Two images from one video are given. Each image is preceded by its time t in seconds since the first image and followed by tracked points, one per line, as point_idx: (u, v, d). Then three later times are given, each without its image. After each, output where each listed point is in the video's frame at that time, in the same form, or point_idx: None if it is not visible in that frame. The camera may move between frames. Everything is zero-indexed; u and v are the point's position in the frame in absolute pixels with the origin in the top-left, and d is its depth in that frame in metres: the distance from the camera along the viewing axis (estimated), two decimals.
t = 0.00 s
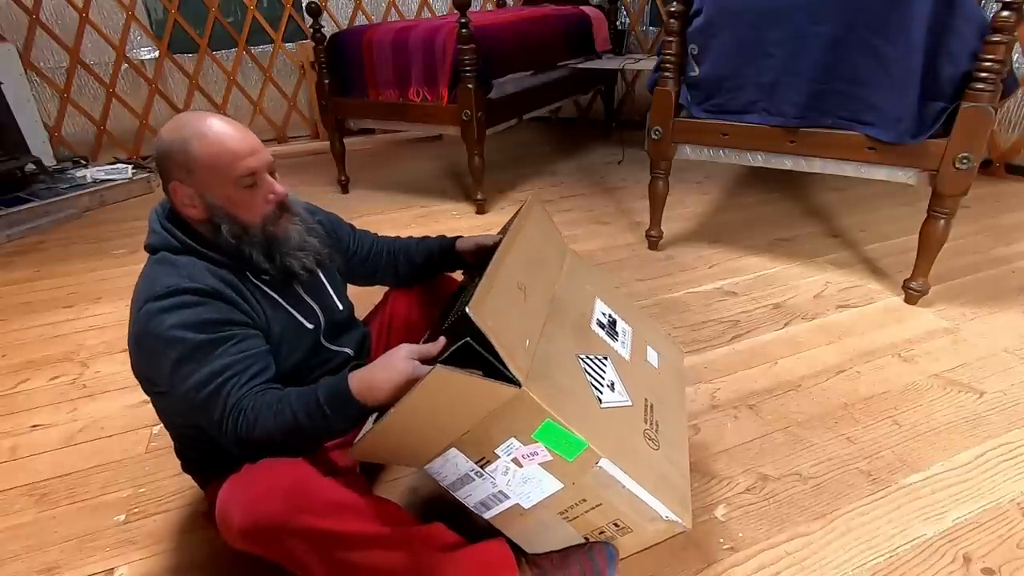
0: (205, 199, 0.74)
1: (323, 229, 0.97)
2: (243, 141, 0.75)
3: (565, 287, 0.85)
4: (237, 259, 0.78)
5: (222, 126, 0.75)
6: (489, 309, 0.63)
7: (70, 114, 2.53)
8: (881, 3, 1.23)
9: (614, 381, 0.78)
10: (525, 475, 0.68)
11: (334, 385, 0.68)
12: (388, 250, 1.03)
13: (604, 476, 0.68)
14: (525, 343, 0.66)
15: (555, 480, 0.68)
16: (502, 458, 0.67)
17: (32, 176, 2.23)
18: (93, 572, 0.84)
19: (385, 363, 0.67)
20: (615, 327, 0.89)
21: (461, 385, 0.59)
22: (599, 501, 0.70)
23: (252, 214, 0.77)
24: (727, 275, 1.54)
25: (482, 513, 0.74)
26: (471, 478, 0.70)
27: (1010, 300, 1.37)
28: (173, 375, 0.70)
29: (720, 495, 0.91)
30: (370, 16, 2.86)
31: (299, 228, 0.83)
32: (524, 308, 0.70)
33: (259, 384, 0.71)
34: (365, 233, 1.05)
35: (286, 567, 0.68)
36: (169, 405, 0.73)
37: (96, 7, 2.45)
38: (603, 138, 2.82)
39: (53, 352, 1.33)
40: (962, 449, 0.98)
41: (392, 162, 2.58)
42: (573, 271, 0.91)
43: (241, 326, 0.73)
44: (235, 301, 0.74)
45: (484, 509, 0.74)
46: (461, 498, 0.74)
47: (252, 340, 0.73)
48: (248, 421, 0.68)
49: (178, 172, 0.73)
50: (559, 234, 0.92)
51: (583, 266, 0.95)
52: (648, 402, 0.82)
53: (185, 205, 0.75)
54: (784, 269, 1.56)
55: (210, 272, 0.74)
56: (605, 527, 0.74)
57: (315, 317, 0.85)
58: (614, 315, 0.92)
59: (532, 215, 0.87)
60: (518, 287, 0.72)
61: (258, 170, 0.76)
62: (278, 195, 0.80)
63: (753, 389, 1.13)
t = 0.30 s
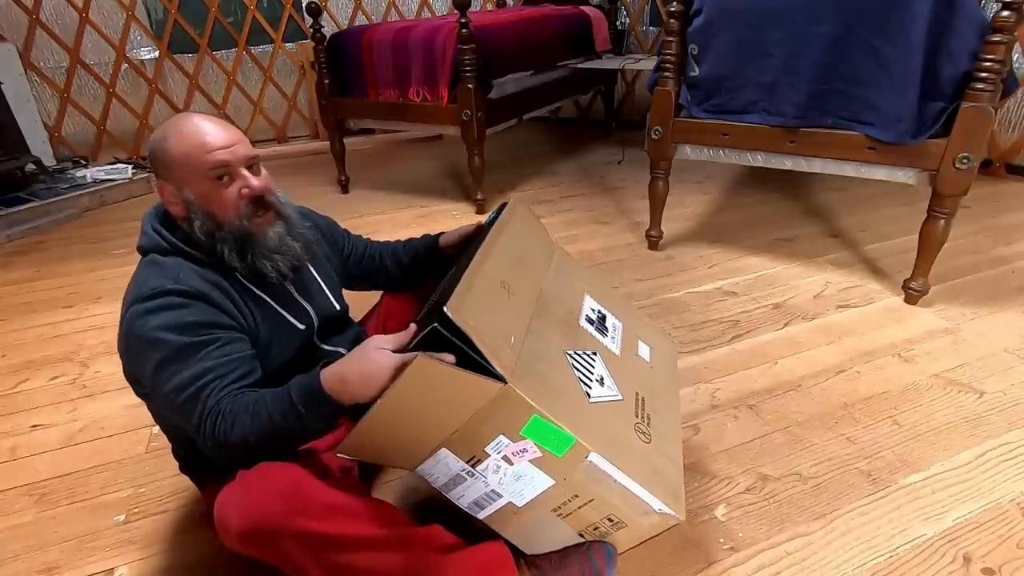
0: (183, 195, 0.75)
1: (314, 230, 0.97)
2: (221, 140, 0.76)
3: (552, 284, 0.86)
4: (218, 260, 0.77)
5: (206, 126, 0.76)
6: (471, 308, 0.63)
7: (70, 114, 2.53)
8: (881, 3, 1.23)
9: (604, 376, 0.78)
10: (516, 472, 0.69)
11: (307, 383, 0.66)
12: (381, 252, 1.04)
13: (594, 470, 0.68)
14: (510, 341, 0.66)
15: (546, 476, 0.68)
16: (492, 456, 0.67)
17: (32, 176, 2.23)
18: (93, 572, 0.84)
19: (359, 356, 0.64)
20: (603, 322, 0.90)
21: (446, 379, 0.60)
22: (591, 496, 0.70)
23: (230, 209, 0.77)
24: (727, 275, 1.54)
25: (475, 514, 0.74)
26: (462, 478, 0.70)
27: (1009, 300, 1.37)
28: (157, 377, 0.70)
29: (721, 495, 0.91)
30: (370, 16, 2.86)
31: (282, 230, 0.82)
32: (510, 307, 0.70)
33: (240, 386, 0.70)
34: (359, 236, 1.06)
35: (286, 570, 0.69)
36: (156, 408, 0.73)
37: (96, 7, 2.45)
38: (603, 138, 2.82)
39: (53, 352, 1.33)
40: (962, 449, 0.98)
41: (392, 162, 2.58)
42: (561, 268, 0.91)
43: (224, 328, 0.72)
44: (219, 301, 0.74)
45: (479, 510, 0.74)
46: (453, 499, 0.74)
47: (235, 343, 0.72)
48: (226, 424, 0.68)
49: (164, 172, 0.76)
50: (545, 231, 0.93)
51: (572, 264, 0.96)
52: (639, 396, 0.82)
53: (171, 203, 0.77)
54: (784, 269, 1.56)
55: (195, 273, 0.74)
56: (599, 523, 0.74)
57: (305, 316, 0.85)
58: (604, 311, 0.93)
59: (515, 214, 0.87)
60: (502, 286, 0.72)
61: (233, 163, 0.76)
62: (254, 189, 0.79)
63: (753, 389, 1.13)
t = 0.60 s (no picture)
0: (175, 188, 0.76)
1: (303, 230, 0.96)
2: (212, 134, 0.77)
3: (553, 289, 0.86)
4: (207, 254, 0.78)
5: (200, 124, 0.78)
6: (475, 310, 0.63)
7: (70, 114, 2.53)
8: (882, 3, 1.23)
9: (604, 382, 0.78)
10: (514, 478, 0.68)
11: (307, 386, 0.66)
12: (377, 255, 1.04)
13: (593, 479, 0.68)
14: (512, 345, 0.66)
15: (544, 482, 0.68)
16: (490, 461, 0.67)
17: (32, 177, 2.23)
18: (93, 572, 0.84)
19: (360, 359, 0.64)
20: (604, 329, 0.90)
21: (447, 380, 0.60)
22: (588, 505, 0.70)
23: (221, 203, 0.77)
24: (727, 275, 1.54)
25: (472, 518, 0.74)
26: (460, 481, 0.70)
27: (1009, 300, 1.37)
28: (143, 376, 0.70)
29: (721, 495, 0.91)
30: (370, 16, 2.86)
31: (271, 220, 0.82)
32: (512, 311, 0.70)
33: (229, 385, 0.70)
34: (353, 241, 1.06)
35: None
36: (147, 410, 0.73)
37: (96, 7, 2.45)
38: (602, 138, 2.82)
39: (53, 352, 1.33)
40: (962, 449, 0.98)
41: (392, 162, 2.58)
42: (562, 273, 0.91)
43: (210, 325, 0.72)
44: (206, 299, 0.74)
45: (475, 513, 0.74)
46: (450, 502, 0.74)
47: (224, 341, 0.72)
48: (218, 421, 0.67)
49: (156, 167, 0.77)
50: (547, 236, 0.93)
51: (573, 268, 0.96)
52: (638, 403, 0.82)
53: (161, 199, 0.77)
54: (784, 269, 1.56)
55: (181, 272, 0.74)
56: (595, 531, 0.74)
57: (295, 314, 0.84)
58: (605, 317, 0.93)
59: (519, 218, 0.87)
60: (505, 290, 0.72)
61: (225, 157, 0.77)
62: (246, 182, 0.80)
63: (753, 389, 1.13)
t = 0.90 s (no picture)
0: (204, 191, 0.75)
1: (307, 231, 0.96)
2: (246, 139, 0.77)
3: (551, 289, 0.86)
4: (224, 256, 0.78)
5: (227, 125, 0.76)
6: (471, 313, 0.63)
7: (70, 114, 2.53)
8: (881, 3, 1.23)
9: (601, 383, 0.78)
10: (512, 477, 0.68)
11: (312, 405, 0.67)
12: (378, 254, 1.04)
13: (589, 479, 0.68)
14: (509, 347, 0.66)
15: (541, 482, 0.68)
16: (488, 462, 0.67)
17: (32, 177, 2.23)
18: (93, 572, 0.84)
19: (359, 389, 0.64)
20: (603, 329, 0.90)
21: (447, 388, 0.60)
22: (584, 504, 0.70)
23: (248, 210, 0.78)
24: (726, 275, 1.54)
25: (471, 517, 0.74)
26: (459, 482, 0.70)
27: (1009, 300, 1.37)
28: (148, 376, 0.70)
29: (721, 495, 0.91)
30: (370, 16, 2.86)
31: (290, 231, 0.84)
32: (507, 312, 0.70)
33: (232, 392, 0.71)
34: (355, 239, 1.06)
35: None
36: (149, 409, 0.73)
37: (96, 8, 2.45)
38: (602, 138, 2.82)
39: (53, 352, 1.33)
40: (962, 449, 0.98)
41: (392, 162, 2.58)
42: (561, 273, 0.91)
43: (217, 329, 0.72)
44: (212, 301, 0.74)
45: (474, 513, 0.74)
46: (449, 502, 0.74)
47: (230, 346, 0.72)
48: (222, 429, 0.68)
49: (184, 165, 0.75)
50: (546, 236, 0.93)
51: (571, 269, 0.96)
52: (636, 402, 0.83)
53: (182, 197, 0.75)
54: (784, 269, 1.56)
55: (186, 272, 0.73)
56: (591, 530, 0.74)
57: (299, 315, 0.84)
58: (603, 317, 0.93)
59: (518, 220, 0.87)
60: (504, 293, 0.72)
61: (259, 166, 0.78)
62: (277, 192, 0.81)
63: (753, 389, 1.13)
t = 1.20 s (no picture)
0: (202, 199, 0.75)
1: (303, 233, 0.96)
2: (241, 144, 0.76)
3: (538, 283, 0.85)
4: (225, 262, 0.78)
5: (222, 129, 0.75)
6: (450, 306, 0.63)
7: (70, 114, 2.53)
8: (881, 3, 1.23)
9: (590, 373, 0.78)
10: (504, 469, 0.68)
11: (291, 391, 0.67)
12: (372, 258, 1.04)
13: (580, 466, 0.67)
14: (494, 339, 0.66)
15: (533, 472, 0.68)
16: (480, 454, 0.67)
17: (32, 176, 2.23)
18: (93, 572, 0.84)
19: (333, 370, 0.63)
20: (592, 321, 0.89)
21: (434, 376, 0.61)
22: (578, 492, 0.69)
23: (249, 217, 0.78)
24: (726, 275, 1.54)
25: (466, 514, 0.74)
26: (451, 477, 0.70)
27: (1009, 300, 1.37)
28: (146, 383, 0.70)
29: (721, 494, 0.91)
30: (370, 16, 2.86)
31: (288, 232, 0.84)
32: (490, 306, 0.70)
33: (228, 397, 0.71)
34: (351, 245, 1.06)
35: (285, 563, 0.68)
36: (148, 416, 0.74)
37: (96, 7, 2.45)
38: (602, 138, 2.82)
39: (53, 352, 1.33)
40: (962, 449, 0.98)
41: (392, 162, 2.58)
42: (548, 268, 0.91)
43: (214, 336, 0.72)
44: (210, 308, 0.74)
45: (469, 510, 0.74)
46: (443, 500, 0.74)
47: (226, 353, 0.72)
48: (216, 432, 0.68)
49: (182, 173, 0.74)
50: (530, 230, 0.91)
51: (561, 264, 0.96)
52: (627, 392, 0.82)
53: (179, 204, 0.75)
54: (784, 269, 1.56)
55: (185, 281, 0.73)
56: (588, 519, 0.73)
57: (297, 318, 0.85)
58: (591, 309, 0.92)
59: (502, 213, 0.87)
60: (485, 286, 0.72)
61: (257, 172, 0.78)
62: (274, 198, 0.81)
63: (753, 389, 1.13)
